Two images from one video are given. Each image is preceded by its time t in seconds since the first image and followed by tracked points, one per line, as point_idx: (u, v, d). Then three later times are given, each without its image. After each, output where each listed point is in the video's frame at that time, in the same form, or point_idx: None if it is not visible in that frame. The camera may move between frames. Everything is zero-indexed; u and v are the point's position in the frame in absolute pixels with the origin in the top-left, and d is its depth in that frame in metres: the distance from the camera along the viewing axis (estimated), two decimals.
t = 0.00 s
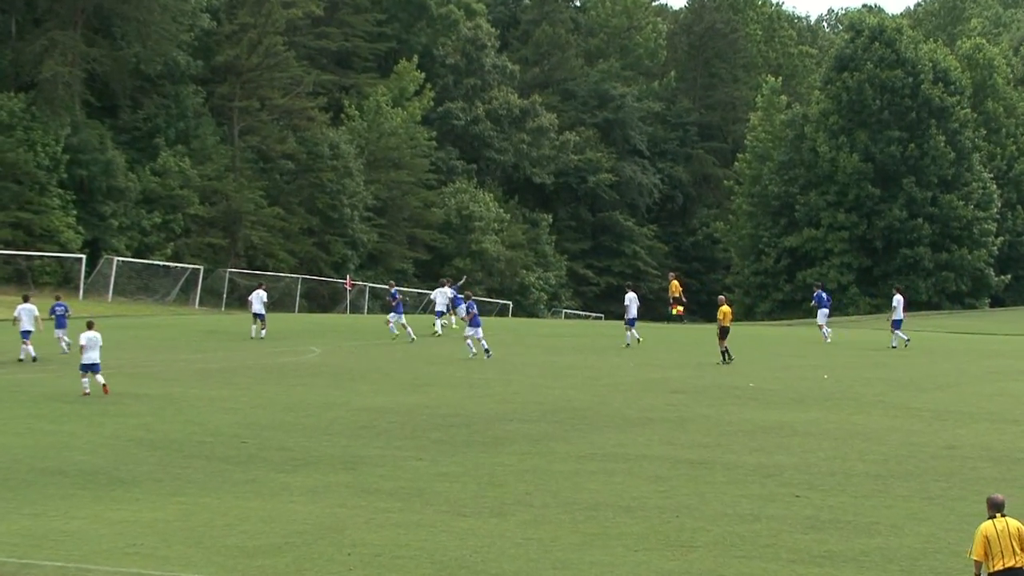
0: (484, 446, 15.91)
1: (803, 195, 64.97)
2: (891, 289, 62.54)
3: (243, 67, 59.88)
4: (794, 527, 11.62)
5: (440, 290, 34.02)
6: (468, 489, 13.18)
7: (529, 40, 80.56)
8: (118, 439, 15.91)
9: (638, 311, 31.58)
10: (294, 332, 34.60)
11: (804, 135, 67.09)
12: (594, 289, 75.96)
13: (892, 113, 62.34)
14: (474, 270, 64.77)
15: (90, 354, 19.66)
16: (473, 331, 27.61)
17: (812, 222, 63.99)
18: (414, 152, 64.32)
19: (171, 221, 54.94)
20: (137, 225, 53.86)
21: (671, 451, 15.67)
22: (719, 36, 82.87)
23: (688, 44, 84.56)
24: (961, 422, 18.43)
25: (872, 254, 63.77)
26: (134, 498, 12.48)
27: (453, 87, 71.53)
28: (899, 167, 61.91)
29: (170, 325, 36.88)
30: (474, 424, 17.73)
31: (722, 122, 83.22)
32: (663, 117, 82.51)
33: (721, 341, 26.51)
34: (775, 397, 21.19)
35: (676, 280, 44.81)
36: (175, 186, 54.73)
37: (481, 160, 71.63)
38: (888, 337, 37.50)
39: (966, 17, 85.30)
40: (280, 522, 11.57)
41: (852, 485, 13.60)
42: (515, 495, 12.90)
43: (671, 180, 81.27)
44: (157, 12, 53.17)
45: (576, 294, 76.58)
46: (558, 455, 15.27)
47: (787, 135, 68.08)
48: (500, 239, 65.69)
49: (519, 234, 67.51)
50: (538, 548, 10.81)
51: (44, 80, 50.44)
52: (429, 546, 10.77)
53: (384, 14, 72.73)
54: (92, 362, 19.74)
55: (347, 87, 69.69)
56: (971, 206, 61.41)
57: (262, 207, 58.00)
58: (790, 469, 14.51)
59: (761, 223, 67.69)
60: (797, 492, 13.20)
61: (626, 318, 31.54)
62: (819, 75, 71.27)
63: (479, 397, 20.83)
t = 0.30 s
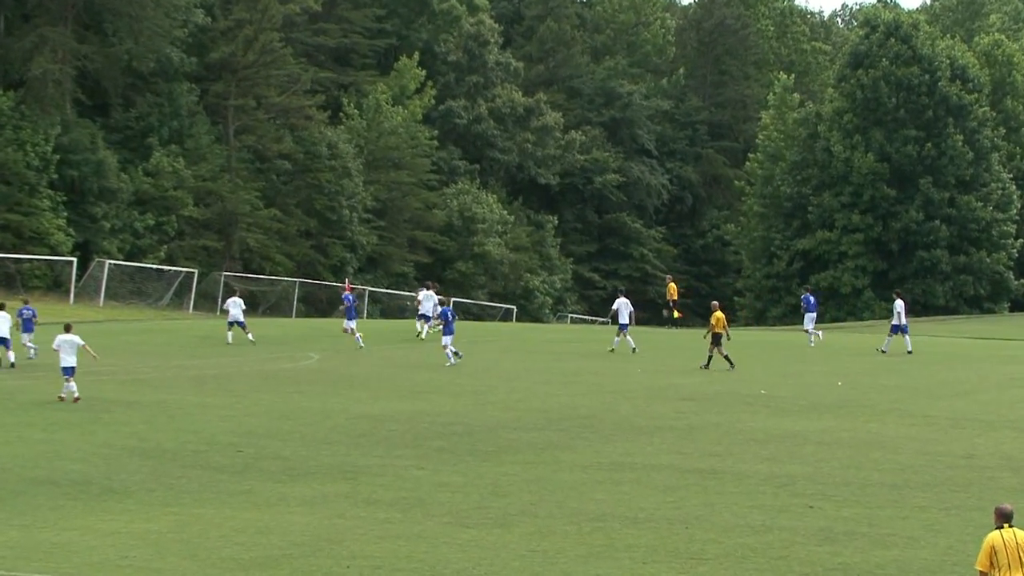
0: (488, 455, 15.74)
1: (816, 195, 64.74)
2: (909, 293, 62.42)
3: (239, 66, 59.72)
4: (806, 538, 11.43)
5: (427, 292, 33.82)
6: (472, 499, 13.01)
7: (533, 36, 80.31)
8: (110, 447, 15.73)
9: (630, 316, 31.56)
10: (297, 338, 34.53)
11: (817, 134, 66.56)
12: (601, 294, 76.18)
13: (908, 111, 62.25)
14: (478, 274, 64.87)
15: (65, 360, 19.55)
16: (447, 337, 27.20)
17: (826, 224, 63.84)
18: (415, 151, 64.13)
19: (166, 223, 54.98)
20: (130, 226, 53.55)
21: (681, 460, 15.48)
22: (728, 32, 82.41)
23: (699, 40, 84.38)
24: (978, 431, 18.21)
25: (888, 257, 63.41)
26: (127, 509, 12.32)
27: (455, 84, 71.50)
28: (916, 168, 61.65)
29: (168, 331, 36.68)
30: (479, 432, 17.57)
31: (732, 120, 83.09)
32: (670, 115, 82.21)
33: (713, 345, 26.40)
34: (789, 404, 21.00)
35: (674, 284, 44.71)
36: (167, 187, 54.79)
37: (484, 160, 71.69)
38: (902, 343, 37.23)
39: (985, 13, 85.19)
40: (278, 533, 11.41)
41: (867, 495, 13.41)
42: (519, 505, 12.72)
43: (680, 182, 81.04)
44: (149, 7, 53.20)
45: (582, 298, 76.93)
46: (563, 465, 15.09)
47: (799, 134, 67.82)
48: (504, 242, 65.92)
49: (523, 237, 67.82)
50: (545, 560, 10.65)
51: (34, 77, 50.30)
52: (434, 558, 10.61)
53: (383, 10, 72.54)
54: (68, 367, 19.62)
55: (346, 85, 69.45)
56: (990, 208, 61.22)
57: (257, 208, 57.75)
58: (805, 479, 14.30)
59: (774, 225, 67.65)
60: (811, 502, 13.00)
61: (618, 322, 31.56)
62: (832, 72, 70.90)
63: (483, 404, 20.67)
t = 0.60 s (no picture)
0: (499, 463, 15.56)
1: (839, 195, 64.45)
2: (933, 296, 62.13)
3: (238, 60, 59.58)
4: (827, 549, 11.21)
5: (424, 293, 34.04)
6: (483, 509, 12.83)
7: (545, 30, 80.06)
8: (109, 455, 15.59)
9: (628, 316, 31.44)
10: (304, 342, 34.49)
11: (838, 131, 66.42)
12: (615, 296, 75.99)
13: (932, 108, 61.57)
14: (488, 276, 64.97)
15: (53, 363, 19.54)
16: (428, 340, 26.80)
17: (848, 224, 63.69)
18: (423, 149, 63.94)
19: (165, 224, 54.72)
20: (129, 227, 53.28)
21: (699, 468, 15.26)
22: (746, 26, 82.43)
23: (716, 35, 84.66)
24: (1004, 438, 17.94)
25: (913, 259, 63.04)
26: (126, 519, 12.18)
27: (465, 81, 71.51)
28: (940, 166, 61.42)
29: (170, 335, 36.56)
30: (490, 439, 17.39)
31: (750, 117, 83.15)
32: (688, 112, 82.97)
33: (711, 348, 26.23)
34: (807, 410, 20.76)
35: (676, 286, 44.48)
36: (167, 186, 54.59)
37: (494, 158, 71.82)
38: (922, 347, 36.89)
39: (1011, 8, 84.66)
40: (281, 543, 11.24)
41: (890, 505, 13.17)
42: (531, 515, 12.53)
43: (697, 181, 81.39)
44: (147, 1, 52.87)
45: (596, 301, 76.99)
46: (575, 473, 14.89)
47: (821, 131, 67.64)
48: (515, 243, 66.01)
49: (534, 237, 67.87)
50: (559, 571, 10.45)
51: (29, 73, 49.28)
52: (445, 569, 10.42)
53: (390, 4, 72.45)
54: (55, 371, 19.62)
55: (350, 81, 69.54)
56: (1016, 208, 61.01)
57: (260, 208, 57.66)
58: (826, 487, 14.08)
59: (793, 226, 67.31)
60: (832, 511, 12.79)
61: (616, 323, 31.47)
62: (852, 68, 70.54)
63: (494, 411, 20.49)
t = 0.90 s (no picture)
0: (521, 470, 15.38)
1: (872, 193, 64.06)
2: (970, 298, 61.79)
3: (253, 55, 59.54)
4: (859, 560, 10.97)
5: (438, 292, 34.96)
6: (505, 518, 12.65)
7: (568, 23, 79.95)
8: (119, 462, 15.50)
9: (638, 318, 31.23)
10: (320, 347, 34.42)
11: (872, 128, 66.16)
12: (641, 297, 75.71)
13: (969, 103, 60.91)
14: (510, 278, 64.94)
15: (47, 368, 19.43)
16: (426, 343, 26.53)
17: (881, 224, 63.27)
18: (441, 147, 63.79)
19: (177, 223, 54.49)
20: (139, 227, 53.22)
21: (729, 477, 15.03)
22: (777, 19, 82.35)
23: (744, 28, 84.77)
24: None
25: (948, 259, 62.71)
26: (136, 528, 12.05)
27: (484, 76, 71.73)
28: (978, 164, 61.05)
29: (182, 337, 36.54)
30: (512, 446, 17.22)
31: (780, 113, 83.53)
32: (716, 108, 82.85)
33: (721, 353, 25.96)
34: (839, 417, 20.48)
35: (691, 288, 44.18)
36: (178, 184, 54.13)
37: (516, 156, 71.76)
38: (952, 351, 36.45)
39: None
40: (296, 554, 11.08)
41: (927, 514, 12.92)
42: (554, 524, 12.35)
43: (728, 178, 81.54)
44: None
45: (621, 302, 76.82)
46: (600, 481, 14.70)
47: (852, 127, 67.15)
48: (537, 243, 65.83)
49: (556, 237, 67.72)
50: None
51: (36, 69, 49.90)
52: None
53: None
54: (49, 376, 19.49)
55: (366, 76, 69.36)
56: None
57: (275, 207, 57.63)
58: (859, 496, 13.83)
59: (825, 226, 66.92)
60: (866, 521, 12.55)
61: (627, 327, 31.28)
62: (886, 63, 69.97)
63: (516, 417, 20.32)
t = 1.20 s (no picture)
0: (547, 479, 15.19)
1: (912, 192, 63.45)
2: (1012, 302, 61.37)
3: (273, 48, 59.44)
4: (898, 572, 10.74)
5: (461, 294, 35.35)
6: (532, 527, 12.47)
7: (597, 18, 79.79)
8: (135, 469, 15.41)
9: (654, 322, 31.02)
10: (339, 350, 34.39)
11: (911, 124, 65.37)
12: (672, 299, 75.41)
13: (1012, 100, 60.83)
14: (539, 280, 64.84)
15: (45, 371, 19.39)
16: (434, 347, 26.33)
17: (922, 223, 62.55)
18: (467, 146, 63.71)
19: (192, 223, 54.60)
20: (154, 227, 53.22)
21: (763, 485, 14.81)
22: (812, 14, 83.31)
23: (780, 21, 84.97)
24: None
25: (990, 261, 62.39)
26: (153, 538, 11.95)
27: (513, 70, 70.82)
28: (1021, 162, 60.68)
29: (200, 341, 36.57)
30: (539, 453, 17.04)
31: (820, 110, 83.73)
32: (751, 104, 82.65)
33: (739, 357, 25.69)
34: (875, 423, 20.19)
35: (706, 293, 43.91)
36: (195, 184, 53.82)
37: (543, 154, 71.66)
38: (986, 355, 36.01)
39: None
40: (319, 565, 10.93)
41: (969, 524, 12.66)
42: (584, 534, 12.16)
43: (762, 177, 81.11)
44: None
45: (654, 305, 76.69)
46: (630, 490, 14.50)
47: (891, 124, 66.61)
48: (566, 244, 65.57)
49: (585, 237, 67.47)
50: None
51: (49, 65, 50.26)
52: None
53: None
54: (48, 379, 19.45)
55: (389, 72, 69.30)
56: None
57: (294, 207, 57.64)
58: (897, 506, 13.58)
59: (864, 226, 66.75)
60: (905, 532, 12.30)
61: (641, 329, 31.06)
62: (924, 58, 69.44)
63: (541, 423, 20.13)
